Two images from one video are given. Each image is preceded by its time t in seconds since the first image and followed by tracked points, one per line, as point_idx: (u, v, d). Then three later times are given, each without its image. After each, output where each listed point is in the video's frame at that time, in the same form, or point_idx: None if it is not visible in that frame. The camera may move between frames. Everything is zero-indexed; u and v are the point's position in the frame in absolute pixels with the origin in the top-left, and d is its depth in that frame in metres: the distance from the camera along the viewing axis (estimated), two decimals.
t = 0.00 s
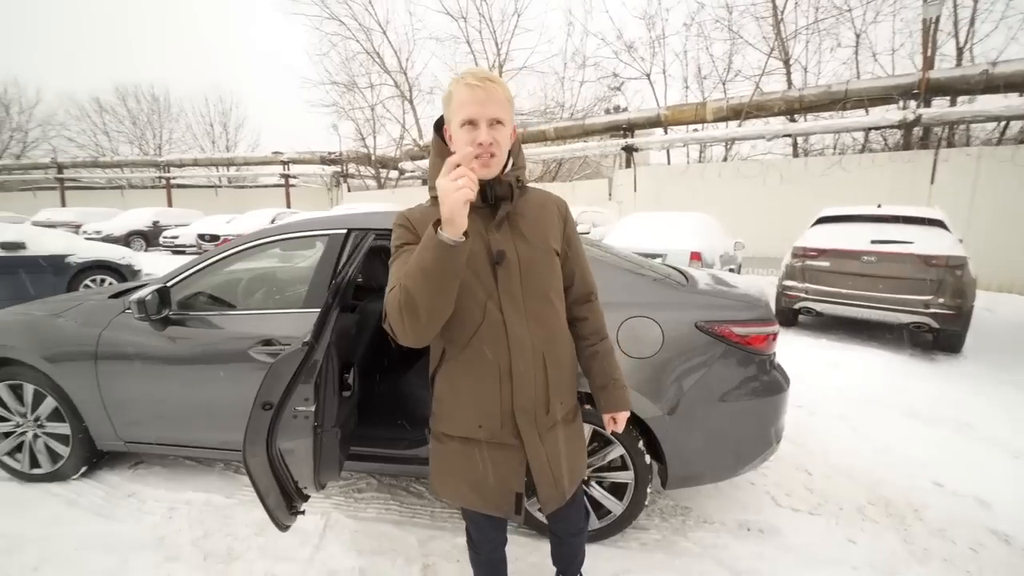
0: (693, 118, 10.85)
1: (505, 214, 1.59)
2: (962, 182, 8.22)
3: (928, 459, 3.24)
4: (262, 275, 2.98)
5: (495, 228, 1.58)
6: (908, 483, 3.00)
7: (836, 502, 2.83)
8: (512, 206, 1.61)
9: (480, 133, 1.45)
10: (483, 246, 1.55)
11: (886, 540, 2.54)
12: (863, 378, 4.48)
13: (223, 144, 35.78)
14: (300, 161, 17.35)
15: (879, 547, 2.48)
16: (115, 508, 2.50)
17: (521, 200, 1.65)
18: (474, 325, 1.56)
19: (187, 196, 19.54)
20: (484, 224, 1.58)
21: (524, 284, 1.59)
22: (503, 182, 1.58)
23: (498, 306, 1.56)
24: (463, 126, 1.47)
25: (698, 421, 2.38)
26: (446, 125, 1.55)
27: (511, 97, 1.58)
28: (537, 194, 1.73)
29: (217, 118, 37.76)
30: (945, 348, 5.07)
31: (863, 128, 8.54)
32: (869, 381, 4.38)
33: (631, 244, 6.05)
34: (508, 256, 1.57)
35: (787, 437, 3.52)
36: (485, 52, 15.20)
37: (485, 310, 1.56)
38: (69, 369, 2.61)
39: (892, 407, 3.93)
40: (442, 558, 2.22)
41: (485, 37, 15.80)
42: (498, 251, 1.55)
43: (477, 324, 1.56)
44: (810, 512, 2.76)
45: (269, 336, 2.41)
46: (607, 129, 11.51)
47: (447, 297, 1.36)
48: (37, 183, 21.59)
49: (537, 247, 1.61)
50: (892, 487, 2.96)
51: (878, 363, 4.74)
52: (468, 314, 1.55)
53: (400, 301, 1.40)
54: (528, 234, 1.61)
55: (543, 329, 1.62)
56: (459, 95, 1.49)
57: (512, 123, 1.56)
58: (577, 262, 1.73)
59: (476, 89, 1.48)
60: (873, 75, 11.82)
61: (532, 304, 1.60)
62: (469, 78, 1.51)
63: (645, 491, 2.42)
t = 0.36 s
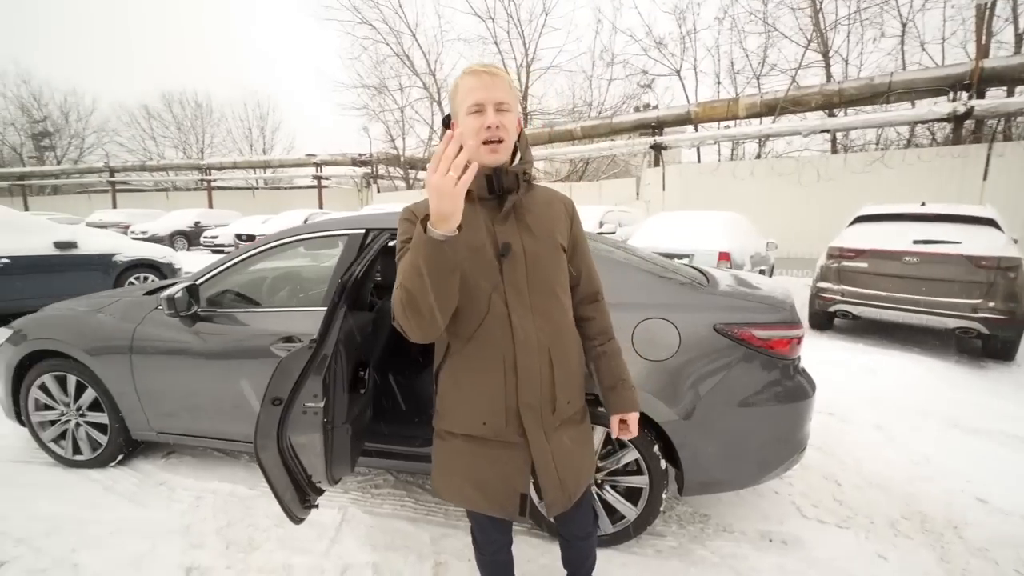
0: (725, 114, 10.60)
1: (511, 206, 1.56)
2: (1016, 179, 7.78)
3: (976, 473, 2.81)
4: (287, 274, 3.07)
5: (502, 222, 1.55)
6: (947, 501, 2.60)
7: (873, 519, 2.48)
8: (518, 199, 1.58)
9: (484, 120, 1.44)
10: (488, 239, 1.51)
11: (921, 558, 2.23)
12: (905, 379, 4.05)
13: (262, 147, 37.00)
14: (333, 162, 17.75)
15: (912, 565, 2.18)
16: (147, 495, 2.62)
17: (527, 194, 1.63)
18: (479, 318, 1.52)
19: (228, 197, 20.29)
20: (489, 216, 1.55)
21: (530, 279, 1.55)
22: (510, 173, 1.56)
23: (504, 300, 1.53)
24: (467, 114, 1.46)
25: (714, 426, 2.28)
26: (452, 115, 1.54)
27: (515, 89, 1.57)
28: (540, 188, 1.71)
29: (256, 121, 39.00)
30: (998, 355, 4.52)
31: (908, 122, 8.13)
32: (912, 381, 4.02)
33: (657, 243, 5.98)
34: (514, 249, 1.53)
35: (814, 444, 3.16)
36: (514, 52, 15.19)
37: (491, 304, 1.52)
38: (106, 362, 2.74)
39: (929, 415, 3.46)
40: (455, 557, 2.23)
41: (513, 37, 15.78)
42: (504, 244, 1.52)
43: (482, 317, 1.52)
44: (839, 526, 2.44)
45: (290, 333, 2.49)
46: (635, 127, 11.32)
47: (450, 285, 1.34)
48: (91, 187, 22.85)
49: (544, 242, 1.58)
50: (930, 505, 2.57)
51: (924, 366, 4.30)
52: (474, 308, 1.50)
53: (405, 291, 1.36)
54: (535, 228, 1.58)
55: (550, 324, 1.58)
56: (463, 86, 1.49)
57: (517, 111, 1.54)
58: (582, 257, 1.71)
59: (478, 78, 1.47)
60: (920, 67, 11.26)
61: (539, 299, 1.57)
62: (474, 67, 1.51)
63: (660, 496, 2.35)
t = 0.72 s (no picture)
0: (749, 112, 10.38)
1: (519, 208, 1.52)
2: None
3: (1013, 488, 2.66)
4: (303, 273, 3.11)
5: (510, 224, 1.51)
6: (981, 515, 2.47)
7: (899, 532, 2.37)
8: (527, 201, 1.54)
9: (490, 123, 1.44)
10: (495, 242, 1.48)
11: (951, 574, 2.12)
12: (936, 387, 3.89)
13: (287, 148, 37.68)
14: (354, 162, 17.96)
15: None
16: (166, 488, 2.67)
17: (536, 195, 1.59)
18: (485, 322, 1.50)
19: (253, 197, 20.69)
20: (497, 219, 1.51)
21: (539, 282, 1.52)
22: (517, 175, 1.51)
23: (511, 303, 1.49)
24: (473, 119, 1.46)
25: (730, 433, 2.20)
26: (459, 120, 1.54)
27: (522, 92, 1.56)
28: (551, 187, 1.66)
29: (281, 122, 39.68)
30: None
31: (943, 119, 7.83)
32: (943, 388, 3.85)
33: (677, 244, 5.88)
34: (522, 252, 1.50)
35: (837, 452, 3.04)
36: (533, 52, 15.17)
37: (498, 308, 1.49)
38: (129, 357, 2.81)
39: (962, 424, 3.31)
40: (464, 559, 2.22)
41: (534, 36, 15.71)
42: (512, 248, 1.48)
43: (489, 321, 1.50)
44: (863, 539, 2.34)
45: (305, 331, 2.51)
46: (657, 125, 11.16)
47: (453, 295, 1.32)
48: (124, 187, 23.59)
49: (553, 243, 1.54)
50: (961, 517, 2.45)
51: (955, 373, 4.12)
52: (481, 312, 1.48)
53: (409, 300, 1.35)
54: (544, 230, 1.54)
55: (558, 327, 1.55)
56: (468, 91, 1.49)
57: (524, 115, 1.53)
58: (594, 257, 1.66)
59: (482, 81, 1.47)
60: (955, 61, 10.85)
61: (547, 302, 1.53)
62: (478, 70, 1.50)
63: (673, 504, 2.27)
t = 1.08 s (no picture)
0: (757, 110, 10.25)
1: (521, 204, 1.42)
2: None
3: None
4: (299, 272, 3.07)
5: (511, 218, 1.41)
6: (996, 526, 2.34)
7: (909, 543, 2.25)
8: (530, 197, 1.44)
9: (492, 122, 1.40)
10: (494, 239, 1.39)
11: None
12: (948, 391, 3.78)
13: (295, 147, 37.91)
14: (361, 162, 18.03)
15: None
16: (159, 489, 2.66)
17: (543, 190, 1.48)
18: (479, 320, 1.39)
19: (261, 196, 20.83)
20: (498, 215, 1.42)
21: (540, 281, 1.40)
22: (522, 172, 1.45)
23: (508, 301, 1.39)
24: (475, 119, 1.43)
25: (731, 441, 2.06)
26: (461, 117, 1.49)
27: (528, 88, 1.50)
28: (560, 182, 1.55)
29: (290, 121, 39.91)
30: None
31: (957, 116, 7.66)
32: (955, 393, 3.73)
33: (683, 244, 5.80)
34: (521, 248, 1.39)
35: (843, 458, 2.94)
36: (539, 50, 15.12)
37: (494, 305, 1.39)
38: (123, 357, 2.80)
39: (975, 430, 3.20)
40: (456, 566, 2.17)
41: (541, 34, 15.62)
42: (511, 243, 1.38)
43: (483, 319, 1.39)
44: (870, 549, 2.21)
45: (298, 332, 2.49)
46: (663, 124, 11.05)
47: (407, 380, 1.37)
48: (135, 185, 23.88)
49: (557, 239, 1.42)
50: (975, 527, 2.33)
51: (968, 378, 3.99)
52: (474, 308, 1.37)
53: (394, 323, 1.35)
54: (547, 225, 1.43)
55: (560, 329, 1.43)
56: (471, 86, 1.45)
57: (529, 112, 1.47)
58: (604, 256, 1.53)
59: (483, 79, 1.42)
60: (970, 57, 10.63)
61: (548, 300, 1.41)
62: (481, 66, 1.46)
63: (674, 512, 2.16)
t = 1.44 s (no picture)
0: (759, 109, 10.16)
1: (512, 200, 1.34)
2: None
3: None
4: (290, 272, 3.03)
5: (500, 215, 1.34)
6: (1002, 536, 2.26)
7: (911, 553, 2.17)
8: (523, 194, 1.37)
9: (485, 115, 1.35)
10: (481, 235, 1.33)
11: None
12: (952, 395, 3.70)
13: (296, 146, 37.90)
14: (362, 161, 17.99)
15: None
16: (145, 493, 2.63)
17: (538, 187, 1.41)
18: (460, 317, 1.33)
19: (262, 195, 20.80)
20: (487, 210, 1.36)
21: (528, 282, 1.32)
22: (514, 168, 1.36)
23: (491, 300, 1.32)
24: (467, 114, 1.38)
25: (724, 447, 2.00)
26: (456, 113, 1.45)
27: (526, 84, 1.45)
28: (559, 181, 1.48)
29: (291, 119, 39.90)
30: None
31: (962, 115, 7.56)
32: (958, 397, 3.65)
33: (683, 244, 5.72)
34: (508, 246, 1.32)
35: (843, 463, 2.88)
36: (540, 49, 15.04)
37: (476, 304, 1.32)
38: (110, 359, 2.76)
39: (980, 435, 3.12)
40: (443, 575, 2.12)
41: (541, 32, 15.53)
42: (496, 239, 1.31)
43: (465, 318, 1.33)
44: (871, 561, 2.14)
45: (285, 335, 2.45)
46: (664, 123, 10.96)
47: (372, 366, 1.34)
48: (137, 184, 23.89)
49: (548, 238, 1.35)
50: (979, 537, 2.26)
51: (972, 381, 3.91)
52: (457, 306, 1.33)
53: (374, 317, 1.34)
54: (537, 224, 1.35)
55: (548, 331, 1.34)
56: (465, 82, 1.41)
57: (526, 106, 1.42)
58: (603, 257, 1.45)
59: (475, 73, 1.38)
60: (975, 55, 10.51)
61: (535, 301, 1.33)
62: (476, 62, 1.43)
63: (668, 522, 2.10)
